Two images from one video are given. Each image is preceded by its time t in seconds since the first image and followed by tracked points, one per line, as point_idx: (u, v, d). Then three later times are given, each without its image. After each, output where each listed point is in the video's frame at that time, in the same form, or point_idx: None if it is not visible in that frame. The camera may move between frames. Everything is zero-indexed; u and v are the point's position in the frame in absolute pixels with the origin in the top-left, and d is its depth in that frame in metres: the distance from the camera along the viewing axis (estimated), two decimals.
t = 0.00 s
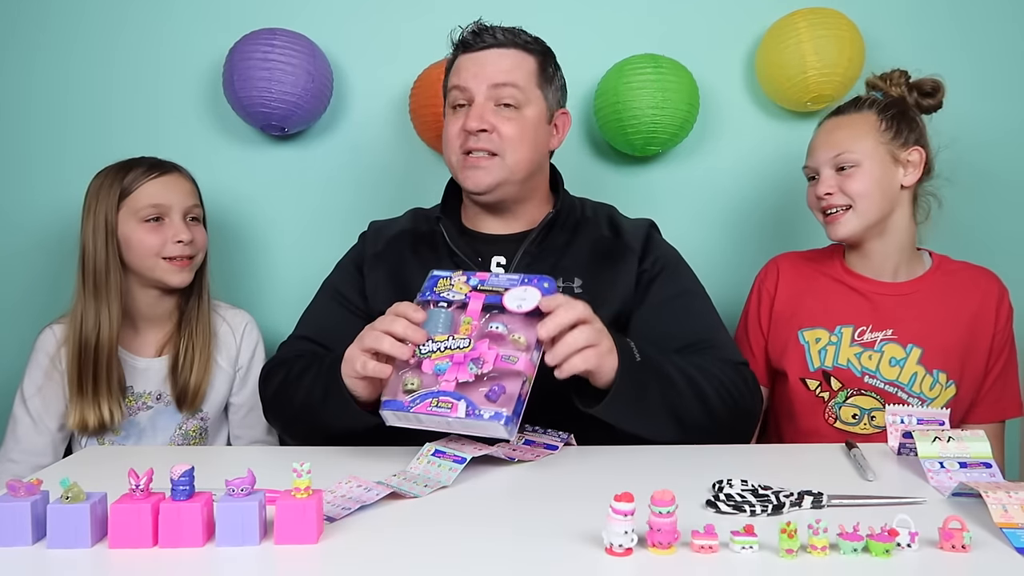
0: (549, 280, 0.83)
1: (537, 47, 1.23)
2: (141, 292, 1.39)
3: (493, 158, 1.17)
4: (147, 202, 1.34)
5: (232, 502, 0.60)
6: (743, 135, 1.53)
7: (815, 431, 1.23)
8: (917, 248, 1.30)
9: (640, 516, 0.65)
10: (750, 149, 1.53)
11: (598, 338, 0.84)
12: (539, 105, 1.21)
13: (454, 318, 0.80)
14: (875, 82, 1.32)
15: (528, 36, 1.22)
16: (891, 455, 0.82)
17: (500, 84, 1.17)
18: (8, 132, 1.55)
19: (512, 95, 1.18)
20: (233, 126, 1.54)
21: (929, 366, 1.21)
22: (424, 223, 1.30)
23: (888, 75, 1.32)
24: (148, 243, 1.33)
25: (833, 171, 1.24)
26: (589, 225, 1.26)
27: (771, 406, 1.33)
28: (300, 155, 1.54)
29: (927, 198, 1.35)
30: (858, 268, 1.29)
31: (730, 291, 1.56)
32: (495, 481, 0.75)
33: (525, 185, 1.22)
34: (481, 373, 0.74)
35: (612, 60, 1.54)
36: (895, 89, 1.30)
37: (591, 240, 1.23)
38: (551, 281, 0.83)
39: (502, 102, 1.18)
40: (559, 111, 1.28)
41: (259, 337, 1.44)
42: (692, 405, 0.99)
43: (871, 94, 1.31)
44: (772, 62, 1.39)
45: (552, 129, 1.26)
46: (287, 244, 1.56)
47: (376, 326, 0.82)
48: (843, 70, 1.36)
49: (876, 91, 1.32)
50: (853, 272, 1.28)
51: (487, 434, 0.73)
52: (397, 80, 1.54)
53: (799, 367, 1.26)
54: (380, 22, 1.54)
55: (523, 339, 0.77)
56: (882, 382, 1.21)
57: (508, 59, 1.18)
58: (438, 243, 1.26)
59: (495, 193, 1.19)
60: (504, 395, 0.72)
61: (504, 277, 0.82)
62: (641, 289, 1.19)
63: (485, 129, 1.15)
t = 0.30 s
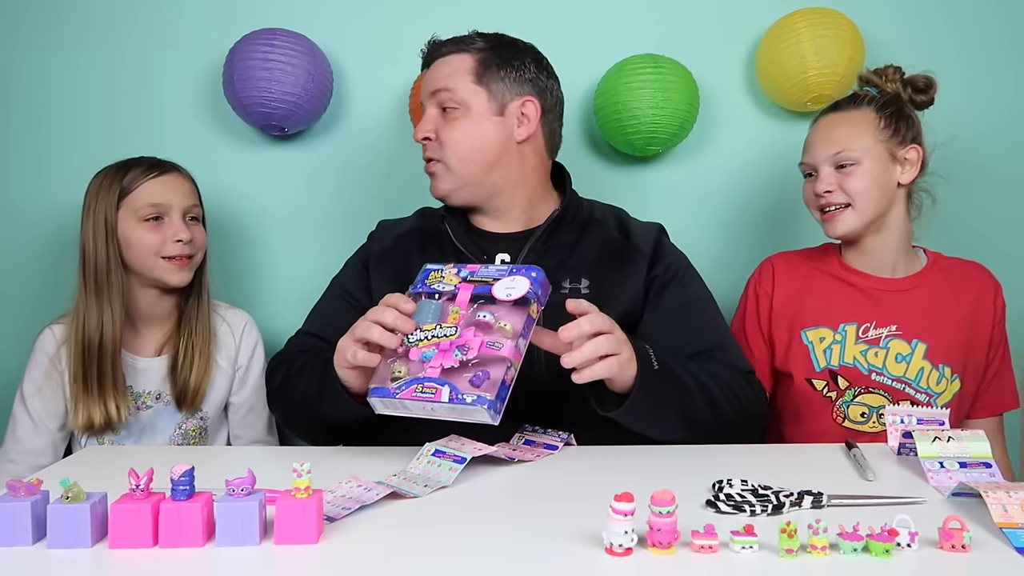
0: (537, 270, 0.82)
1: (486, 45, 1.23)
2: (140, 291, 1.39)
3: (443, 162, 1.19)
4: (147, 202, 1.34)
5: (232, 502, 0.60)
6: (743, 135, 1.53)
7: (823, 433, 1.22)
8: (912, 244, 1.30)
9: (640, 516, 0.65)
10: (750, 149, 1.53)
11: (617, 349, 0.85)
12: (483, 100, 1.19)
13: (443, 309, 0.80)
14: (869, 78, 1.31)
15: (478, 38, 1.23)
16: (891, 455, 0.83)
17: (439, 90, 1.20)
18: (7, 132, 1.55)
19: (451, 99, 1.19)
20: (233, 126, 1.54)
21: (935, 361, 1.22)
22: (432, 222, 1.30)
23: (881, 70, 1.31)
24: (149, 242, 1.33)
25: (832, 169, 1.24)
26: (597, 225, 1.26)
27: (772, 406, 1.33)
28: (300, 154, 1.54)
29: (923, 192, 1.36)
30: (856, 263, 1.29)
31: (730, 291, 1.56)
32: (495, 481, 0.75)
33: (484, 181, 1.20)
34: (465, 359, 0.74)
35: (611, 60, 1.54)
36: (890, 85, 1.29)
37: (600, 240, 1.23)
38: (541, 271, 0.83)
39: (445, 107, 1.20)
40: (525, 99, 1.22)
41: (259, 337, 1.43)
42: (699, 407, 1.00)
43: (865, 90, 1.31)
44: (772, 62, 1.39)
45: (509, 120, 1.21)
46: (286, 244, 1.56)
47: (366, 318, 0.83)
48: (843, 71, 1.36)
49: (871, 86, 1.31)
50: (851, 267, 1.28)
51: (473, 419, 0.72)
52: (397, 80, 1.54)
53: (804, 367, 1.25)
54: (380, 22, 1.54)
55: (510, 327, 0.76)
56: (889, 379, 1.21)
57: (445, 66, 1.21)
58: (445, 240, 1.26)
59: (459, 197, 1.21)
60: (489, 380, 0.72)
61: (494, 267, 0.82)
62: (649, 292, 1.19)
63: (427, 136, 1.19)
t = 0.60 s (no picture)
0: (529, 287, 0.83)
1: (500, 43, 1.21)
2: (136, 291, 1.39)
3: (471, 164, 1.17)
4: (146, 202, 1.34)
5: (232, 502, 0.60)
6: (743, 135, 1.53)
7: (818, 435, 1.23)
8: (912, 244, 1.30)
9: (640, 516, 0.65)
10: (750, 149, 1.53)
11: (615, 335, 0.84)
12: (511, 100, 1.18)
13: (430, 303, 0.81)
14: (872, 76, 1.32)
15: (494, 37, 1.20)
16: (891, 455, 0.83)
17: (464, 90, 1.16)
18: (7, 131, 1.56)
19: (478, 99, 1.16)
20: (233, 126, 1.54)
21: (933, 365, 1.21)
22: (433, 223, 1.30)
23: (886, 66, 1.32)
24: (148, 242, 1.33)
25: (830, 172, 1.24)
26: (597, 225, 1.26)
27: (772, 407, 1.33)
28: (300, 154, 1.54)
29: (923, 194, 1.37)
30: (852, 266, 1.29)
31: (730, 291, 1.56)
32: (495, 481, 0.75)
33: (510, 180, 1.20)
34: (432, 343, 0.74)
35: (611, 60, 1.54)
36: (893, 83, 1.29)
37: (600, 239, 1.23)
38: (536, 299, 0.84)
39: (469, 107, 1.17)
40: (542, 100, 1.23)
41: (254, 329, 1.44)
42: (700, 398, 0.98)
43: (867, 88, 1.31)
44: (772, 62, 1.39)
45: (532, 121, 1.21)
46: (286, 243, 1.56)
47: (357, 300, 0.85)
48: (843, 71, 1.36)
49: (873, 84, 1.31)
50: (848, 270, 1.28)
51: (422, 399, 0.72)
52: (397, 80, 1.54)
53: (801, 373, 1.26)
54: (381, 23, 1.54)
55: (485, 329, 0.76)
56: (886, 384, 1.21)
57: (468, 65, 1.17)
58: (446, 240, 1.26)
59: (485, 197, 1.20)
60: (447, 364, 0.71)
61: (491, 280, 0.84)
62: (649, 290, 1.18)
63: (456, 137, 1.15)
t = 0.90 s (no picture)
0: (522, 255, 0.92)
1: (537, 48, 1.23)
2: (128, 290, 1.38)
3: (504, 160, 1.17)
4: (137, 202, 1.34)
5: (232, 502, 0.60)
6: (743, 136, 1.53)
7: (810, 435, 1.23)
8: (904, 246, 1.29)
9: (640, 515, 0.65)
10: (750, 149, 1.53)
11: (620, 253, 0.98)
12: (546, 106, 1.21)
13: (427, 271, 0.87)
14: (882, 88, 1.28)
15: (530, 38, 1.23)
16: (891, 454, 0.83)
17: (509, 87, 1.17)
18: (7, 132, 1.56)
19: (520, 98, 1.18)
20: (233, 126, 1.54)
21: (919, 361, 1.21)
22: (429, 221, 1.30)
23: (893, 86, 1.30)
24: (139, 243, 1.33)
25: (875, 145, 1.20)
26: (596, 225, 1.26)
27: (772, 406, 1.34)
28: (300, 154, 1.54)
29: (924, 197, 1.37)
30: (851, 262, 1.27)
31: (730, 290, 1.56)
32: (495, 481, 0.75)
33: (534, 184, 1.22)
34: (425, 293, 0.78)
35: (612, 60, 1.54)
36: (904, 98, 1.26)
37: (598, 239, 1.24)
38: (526, 277, 0.90)
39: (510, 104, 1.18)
40: (562, 109, 1.28)
41: (247, 328, 1.43)
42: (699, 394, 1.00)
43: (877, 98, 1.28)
44: (772, 62, 1.39)
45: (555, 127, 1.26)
46: (287, 244, 1.56)
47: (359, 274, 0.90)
48: (843, 71, 1.36)
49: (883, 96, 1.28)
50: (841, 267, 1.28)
51: (409, 342, 0.74)
52: (397, 80, 1.54)
53: (789, 369, 1.26)
54: (381, 22, 1.54)
55: (475, 287, 0.80)
56: (873, 381, 1.21)
57: (512, 63, 1.18)
58: (444, 239, 1.26)
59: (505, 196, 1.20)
60: (438, 309, 0.74)
61: (483, 257, 0.91)
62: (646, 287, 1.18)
63: (496, 133, 1.15)
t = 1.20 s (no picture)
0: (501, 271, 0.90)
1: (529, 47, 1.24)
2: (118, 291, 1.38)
3: (489, 160, 1.18)
4: (127, 204, 1.33)
5: (232, 502, 0.60)
6: (743, 136, 1.53)
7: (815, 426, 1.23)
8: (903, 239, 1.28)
9: (641, 515, 0.65)
10: (750, 149, 1.53)
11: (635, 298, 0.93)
12: (535, 106, 1.21)
13: (404, 297, 0.86)
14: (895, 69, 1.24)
15: (524, 38, 1.23)
16: (891, 454, 0.83)
17: (495, 87, 1.18)
18: (7, 131, 1.55)
19: (506, 98, 1.18)
20: (233, 126, 1.54)
21: (928, 348, 1.21)
22: (429, 222, 1.30)
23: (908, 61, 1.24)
24: (128, 244, 1.33)
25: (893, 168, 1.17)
26: (597, 225, 1.26)
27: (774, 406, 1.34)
28: (300, 154, 1.54)
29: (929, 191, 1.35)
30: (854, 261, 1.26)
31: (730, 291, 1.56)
32: (495, 481, 0.75)
33: (525, 184, 1.22)
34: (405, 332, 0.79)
35: (612, 61, 1.54)
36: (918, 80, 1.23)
37: (598, 238, 1.24)
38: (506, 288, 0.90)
39: (497, 105, 1.18)
40: (558, 110, 1.27)
41: (242, 329, 1.43)
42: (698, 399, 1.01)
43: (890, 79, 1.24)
44: (772, 62, 1.39)
45: (548, 128, 1.25)
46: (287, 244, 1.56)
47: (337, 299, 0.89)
48: (843, 71, 1.36)
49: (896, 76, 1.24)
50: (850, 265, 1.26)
51: (398, 386, 0.76)
52: (397, 81, 1.54)
53: (795, 364, 1.26)
54: (381, 22, 1.54)
55: (456, 314, 0.81)
56: (882, 370, 1.21)
57: (501, 63, 1.18)
58: (444, 240, 1.26)
59: (495, 197, 1.21)
60: (420, 351, 0.75)
61: (459, 269, 0.89)
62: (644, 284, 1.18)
63: (480, 132, 1.16)
